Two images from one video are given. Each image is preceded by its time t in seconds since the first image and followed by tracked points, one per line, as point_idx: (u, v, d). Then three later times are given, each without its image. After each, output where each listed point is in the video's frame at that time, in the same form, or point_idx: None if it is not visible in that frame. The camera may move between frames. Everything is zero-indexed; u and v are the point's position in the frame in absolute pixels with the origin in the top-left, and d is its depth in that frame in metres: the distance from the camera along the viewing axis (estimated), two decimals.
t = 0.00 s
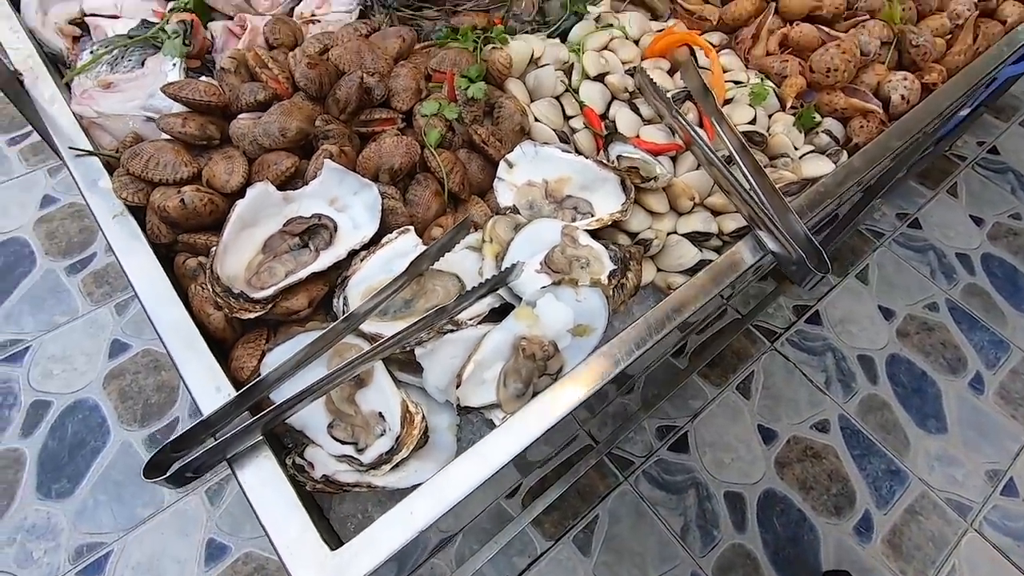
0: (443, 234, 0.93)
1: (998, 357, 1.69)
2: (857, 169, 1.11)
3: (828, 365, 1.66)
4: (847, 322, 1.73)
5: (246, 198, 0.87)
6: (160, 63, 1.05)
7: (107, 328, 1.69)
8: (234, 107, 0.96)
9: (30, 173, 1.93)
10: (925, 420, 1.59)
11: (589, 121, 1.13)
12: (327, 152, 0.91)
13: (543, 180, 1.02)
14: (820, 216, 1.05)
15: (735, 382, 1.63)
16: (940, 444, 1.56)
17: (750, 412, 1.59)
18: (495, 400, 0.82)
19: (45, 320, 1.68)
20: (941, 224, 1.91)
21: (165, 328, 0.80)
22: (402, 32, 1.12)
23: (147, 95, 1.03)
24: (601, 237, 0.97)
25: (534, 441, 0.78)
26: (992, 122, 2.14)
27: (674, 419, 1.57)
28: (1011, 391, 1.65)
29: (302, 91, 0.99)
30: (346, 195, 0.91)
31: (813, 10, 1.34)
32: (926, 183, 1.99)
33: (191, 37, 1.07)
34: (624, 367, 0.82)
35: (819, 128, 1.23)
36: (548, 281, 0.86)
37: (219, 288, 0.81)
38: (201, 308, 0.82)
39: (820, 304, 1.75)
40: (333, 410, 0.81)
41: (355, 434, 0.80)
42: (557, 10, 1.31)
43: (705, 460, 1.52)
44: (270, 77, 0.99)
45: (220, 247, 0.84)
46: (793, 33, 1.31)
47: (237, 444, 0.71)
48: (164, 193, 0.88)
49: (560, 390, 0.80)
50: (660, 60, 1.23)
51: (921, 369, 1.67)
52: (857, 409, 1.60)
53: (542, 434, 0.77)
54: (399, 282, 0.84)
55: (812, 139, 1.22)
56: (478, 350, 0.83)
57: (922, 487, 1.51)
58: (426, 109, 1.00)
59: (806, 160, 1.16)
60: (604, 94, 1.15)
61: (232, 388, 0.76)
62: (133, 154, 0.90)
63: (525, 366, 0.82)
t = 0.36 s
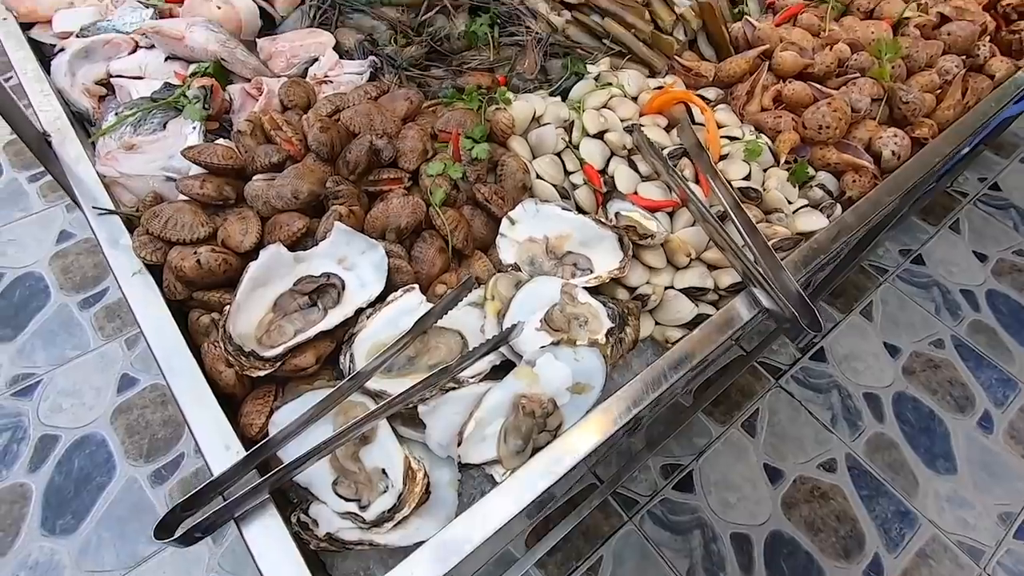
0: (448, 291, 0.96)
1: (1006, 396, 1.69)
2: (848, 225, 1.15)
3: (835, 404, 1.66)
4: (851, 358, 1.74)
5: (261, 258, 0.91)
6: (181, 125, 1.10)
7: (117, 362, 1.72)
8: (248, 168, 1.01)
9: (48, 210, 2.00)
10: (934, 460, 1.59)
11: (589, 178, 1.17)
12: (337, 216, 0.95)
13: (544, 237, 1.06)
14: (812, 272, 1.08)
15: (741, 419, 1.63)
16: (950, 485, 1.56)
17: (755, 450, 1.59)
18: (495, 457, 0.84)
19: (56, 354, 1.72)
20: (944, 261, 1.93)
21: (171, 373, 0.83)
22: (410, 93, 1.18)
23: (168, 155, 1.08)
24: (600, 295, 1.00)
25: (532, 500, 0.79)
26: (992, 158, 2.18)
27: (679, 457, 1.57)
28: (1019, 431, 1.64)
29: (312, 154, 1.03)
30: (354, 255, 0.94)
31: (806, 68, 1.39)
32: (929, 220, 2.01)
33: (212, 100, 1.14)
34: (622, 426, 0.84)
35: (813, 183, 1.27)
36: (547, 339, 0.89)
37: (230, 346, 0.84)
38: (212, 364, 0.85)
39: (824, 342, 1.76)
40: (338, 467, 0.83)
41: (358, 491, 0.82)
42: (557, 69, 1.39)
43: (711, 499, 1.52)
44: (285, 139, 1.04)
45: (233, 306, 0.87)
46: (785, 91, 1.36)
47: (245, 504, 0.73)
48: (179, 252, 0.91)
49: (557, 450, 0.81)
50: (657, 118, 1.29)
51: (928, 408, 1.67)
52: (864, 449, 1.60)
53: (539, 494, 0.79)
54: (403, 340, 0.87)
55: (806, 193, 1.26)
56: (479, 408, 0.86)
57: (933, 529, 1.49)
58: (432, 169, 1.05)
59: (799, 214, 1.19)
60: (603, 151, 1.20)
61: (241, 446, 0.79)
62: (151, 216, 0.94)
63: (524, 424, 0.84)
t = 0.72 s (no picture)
0: (443, 352, 1.00)
1: (1006, 433, 1.69)
2: (831, 279, 1.19)
3: (835, 442, 1.66)
4: (849, 396, 1.74)
5: (262, 323, 0.94)
6: (188, 191, 1.15)
7: (116, 405, 1.73)
8: (251, 232, 1.06)
9: (53, 252, 2.05)
10: (936, 498, 1.57)
11: (580, 237, 1.21)
12: (335, 280, 0.99)
13: (536, 295, 1.09)
14: (796, 325, 1.11)
15: (741, 458, 1.63)
16: (953, 524, 1.54)
17: (756, 490, 1.58)
18: (488, 517, 0.85)
19: (56, 398, 1.74)
20: (939, 295, 1.96)
21: (174, 440, 0.86)
22: (407, 155, 1.23)
23: (174, 220, 1.13)
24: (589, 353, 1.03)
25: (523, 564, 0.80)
26: (982, 194, 2.23)
27: (679, 498, 1.57)
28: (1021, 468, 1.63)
29: (312, 219, 1.07)
30: (352, 317, 0.98)
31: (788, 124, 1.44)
32: (922, 255, 2.05)
33: (218, 166, 1.19)
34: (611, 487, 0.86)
35: (796, 236, 1.32)
36: (539, 401, 0.92)
37: (230, 412, 0.87)
38: (213, 428, 0.87)
39: (821, 377, 1.77)
40: (334, 531, 0.85)
41: (353, 554, 0.84)
42: (549, 129, 1.45)
43: (712, 541, 1.50)
44: (286, 203, 1.08)
45: (233, 372, 0.90)
46: (769, 147, 1.40)
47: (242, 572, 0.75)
48: (182, 317, 0.94)
49: (547, 513, 0.83)
50: (644, 175, 1.34)
51: (928, 446, 1.66)
52: (864, 488, 1.59)
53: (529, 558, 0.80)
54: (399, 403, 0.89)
55: (790, 247, 1.30)
56: (473, 470, 0.87)
57: (937, 571, 1.47)
58: (427, 231, 1.09)
59: (783, 270, 1.23)
60: (594, 209, 1.24)
61: (238, 511, 0.81)
62: (157, 282, 0.97)
63: (517, 484, 0.86)
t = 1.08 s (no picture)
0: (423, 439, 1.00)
1: (1007, 471, 1.67)
2: (811, 346, 1.22)
3: (834, 486, 1.64)
4: (846, 437, 1.72)
5: (240, 416, 0.95)
6: (169, 277, 1.16)
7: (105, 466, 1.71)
8: (232, 318, 1.06)
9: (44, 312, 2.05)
10: (940, 542, 1.55)
11: (560, 308, 1.22)
12: (314, 368, 1.00)
13: (518, 372, 1.09)
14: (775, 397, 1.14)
15: (740, 505, 1.61)
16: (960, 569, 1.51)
17: (756, 539, 1.55)
18: None
19: (44, 462, 1.71)
20: (931, 330, 1.96)
21: (147, 541, 0.86)
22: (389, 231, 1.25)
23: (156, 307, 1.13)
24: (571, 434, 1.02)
25: None
26: (967, 228, 2.24)
27: (679, 549, 1.53)
28: None
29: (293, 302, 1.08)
30: (331, 407, 0.98)
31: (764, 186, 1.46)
32: (912, 289, 2.06)
33: (200, 250, 1.20)
34: None
35: (776, 300, 1.33)
36: (519, 491, 0.92)
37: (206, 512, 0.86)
38: (188, 529, 0.86)
39: (817, 419, 1.76)
40: None
41: None
42: (530, 198, 1.48)
43: None
44: (267, 287, 1.10)
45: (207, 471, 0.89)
46: (746, 210, 1.43)
47: None
48: (161, 411, 0.94)
49: None
50: (623, 243, 1.35)
51: (929, 487, 1.64)
52: (867, 534, 1.56)
53: None
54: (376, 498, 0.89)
55: (771, 312, 1.31)
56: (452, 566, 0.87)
57: None
58: (408, 312, 1.10)
59: (764, 337, 1.25)
60: (575, 280, 1.26)
61: None
62: (136, 375, 0.98)
63: None
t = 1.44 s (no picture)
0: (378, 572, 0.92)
1: (1011, 509, 1.59)
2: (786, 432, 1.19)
3: (836, 535, 1.55)
4: (845, 481, 1.65)
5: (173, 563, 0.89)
6: (104, 400, 1.09)
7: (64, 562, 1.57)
8: (169, 443, 0.99)
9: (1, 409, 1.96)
10: None
11: (524, 398, 1.17)
12: (257, 498, 0.93)
13: (481, 481, 1.02)
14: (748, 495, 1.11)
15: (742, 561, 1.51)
16: None
17: None
18: None
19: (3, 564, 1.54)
20: (920, 363, 1.91)
21: None
22: (342, 330, 1.19)
23: (89, 435, 1.06)
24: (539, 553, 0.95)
25: None
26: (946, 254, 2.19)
27: None
28: None
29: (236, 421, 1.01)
30: (272, 543, 0.89)
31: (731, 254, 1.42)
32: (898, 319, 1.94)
33: (139, 366, 1.14)
34: None
35: (750, 376, 1.28)
36: None
37: None
38: None
39: (813, 464, 1.68)
40: None
41: None
42: (492, 279, 1.43)
43: None
44: (209, 404, 1.03)
45: None
46: (715, 279, 1.38)
47: None
48: (88, 560, 0.88)
49: None
50: (589, 323, 1.30)
51: (933, 530, 1.56)
52: None
53: None
54: None
55: (746, 391, 1.27)
56: None
57: None
58: (361, 423, 1.03)
59: (741, 420, 1.19)
60: (541, 368, 1.21)
61: None
62: (61, 520, 0.91)
63: None
